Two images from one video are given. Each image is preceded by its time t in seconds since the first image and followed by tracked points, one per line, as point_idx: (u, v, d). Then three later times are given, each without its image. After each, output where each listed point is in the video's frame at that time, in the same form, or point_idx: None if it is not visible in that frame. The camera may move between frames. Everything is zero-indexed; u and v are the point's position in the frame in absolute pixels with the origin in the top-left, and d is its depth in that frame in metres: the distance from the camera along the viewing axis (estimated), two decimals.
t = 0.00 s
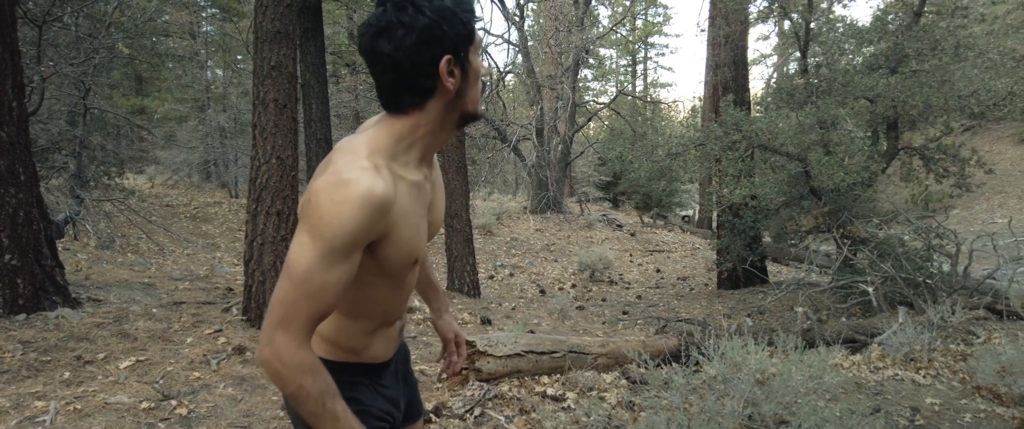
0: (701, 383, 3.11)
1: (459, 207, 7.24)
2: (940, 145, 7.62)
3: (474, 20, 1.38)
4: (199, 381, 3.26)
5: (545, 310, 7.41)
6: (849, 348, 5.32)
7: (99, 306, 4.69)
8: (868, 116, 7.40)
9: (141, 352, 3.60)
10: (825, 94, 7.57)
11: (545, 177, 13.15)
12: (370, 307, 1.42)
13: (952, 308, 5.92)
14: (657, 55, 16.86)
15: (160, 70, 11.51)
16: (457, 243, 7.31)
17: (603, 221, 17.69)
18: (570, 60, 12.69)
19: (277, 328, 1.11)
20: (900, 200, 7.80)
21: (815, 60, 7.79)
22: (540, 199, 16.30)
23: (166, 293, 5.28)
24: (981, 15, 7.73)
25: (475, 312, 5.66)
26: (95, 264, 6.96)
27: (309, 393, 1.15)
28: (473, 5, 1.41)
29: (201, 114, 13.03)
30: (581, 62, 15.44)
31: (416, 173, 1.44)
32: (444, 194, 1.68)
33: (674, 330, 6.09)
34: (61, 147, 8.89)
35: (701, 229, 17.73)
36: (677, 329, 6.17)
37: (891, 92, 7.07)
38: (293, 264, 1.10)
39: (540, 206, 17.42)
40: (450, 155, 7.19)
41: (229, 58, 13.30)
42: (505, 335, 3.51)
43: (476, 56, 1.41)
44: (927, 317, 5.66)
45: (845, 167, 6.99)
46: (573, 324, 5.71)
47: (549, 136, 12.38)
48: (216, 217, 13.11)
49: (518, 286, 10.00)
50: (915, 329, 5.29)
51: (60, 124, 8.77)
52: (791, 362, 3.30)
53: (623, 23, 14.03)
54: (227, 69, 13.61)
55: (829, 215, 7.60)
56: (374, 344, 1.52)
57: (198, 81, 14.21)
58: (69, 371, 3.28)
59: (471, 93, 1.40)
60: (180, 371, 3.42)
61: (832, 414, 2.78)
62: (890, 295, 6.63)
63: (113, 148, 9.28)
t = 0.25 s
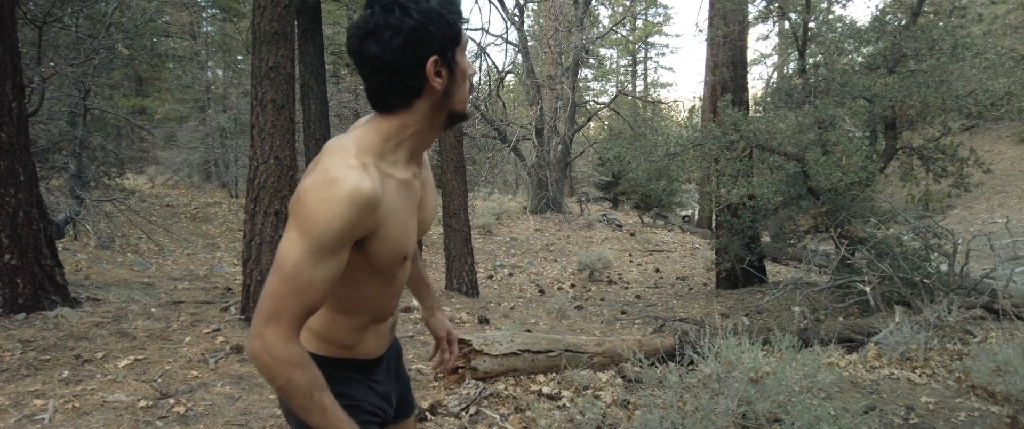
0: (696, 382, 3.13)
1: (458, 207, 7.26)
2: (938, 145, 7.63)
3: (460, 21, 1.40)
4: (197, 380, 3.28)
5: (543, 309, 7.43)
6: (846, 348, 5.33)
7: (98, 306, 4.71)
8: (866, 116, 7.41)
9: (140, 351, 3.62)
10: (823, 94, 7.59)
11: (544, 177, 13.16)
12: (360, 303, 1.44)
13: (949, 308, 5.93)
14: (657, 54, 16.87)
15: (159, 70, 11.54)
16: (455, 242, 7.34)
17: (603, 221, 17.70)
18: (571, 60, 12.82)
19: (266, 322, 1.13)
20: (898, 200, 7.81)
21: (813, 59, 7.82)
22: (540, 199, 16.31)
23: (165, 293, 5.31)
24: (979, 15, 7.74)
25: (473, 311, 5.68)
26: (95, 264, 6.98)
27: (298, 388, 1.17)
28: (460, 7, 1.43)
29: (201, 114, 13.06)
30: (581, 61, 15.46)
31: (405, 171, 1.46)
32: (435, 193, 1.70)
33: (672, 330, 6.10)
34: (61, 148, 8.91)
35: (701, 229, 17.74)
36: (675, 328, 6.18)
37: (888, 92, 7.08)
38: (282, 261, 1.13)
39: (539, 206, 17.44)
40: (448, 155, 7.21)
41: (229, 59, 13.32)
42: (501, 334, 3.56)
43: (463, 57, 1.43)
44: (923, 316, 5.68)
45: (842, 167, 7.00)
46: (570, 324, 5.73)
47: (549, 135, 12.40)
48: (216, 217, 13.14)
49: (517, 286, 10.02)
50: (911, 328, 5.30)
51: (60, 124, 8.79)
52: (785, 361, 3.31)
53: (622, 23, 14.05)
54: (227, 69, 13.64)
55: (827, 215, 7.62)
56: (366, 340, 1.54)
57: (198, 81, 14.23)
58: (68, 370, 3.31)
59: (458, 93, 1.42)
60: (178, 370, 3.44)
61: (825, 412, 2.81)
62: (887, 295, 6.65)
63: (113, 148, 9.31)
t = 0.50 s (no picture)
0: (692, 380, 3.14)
1: (457, 207, 7.28)
2: (938, 145, 7.62)
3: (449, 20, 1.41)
4: (196, 378, 3.30)
5: (542, 308, 7.45)
6: (844, 347, 5.34)
7: (98, 305, 4.73)
8: (865, 116, 7.40)
9: (139, 349, 3.64)
10: (822, 93, 7.60)
11: (544, 176, 13.17)
12: (352, 298, 1.45)
13: (947, 307, 5.94)
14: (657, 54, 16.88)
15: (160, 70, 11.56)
16: (454, 241, 7.36)
17: (604, 221, 17.71)
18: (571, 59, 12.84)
19: (258, 316, 1.14)
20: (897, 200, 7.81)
21: (812, 59, 7.82)
22: (540, 198, 16.32)
23: (164, 292, 5.33)
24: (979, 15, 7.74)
25: (472, 310, 5.70)
26: (95, 263, 7.00)
27: (290, 380, 1.18)
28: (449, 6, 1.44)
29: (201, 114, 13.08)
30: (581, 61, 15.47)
31: (396, 168, 1.47)
32: (427, 191, 1.72)
33: (671, 328, 6.12)
34: (62, 147, 8.94)
35: (701, 229, 17.74)
36: (674, 327, 6.19)
37: (887, 91, 7.08)
38: (273, 255, 1.14)
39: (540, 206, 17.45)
40: (448, 154, 7.22)
41: (230, 58, 13.34)
42: (499, 333, 3.60)
43: (452, 56, 1.45)
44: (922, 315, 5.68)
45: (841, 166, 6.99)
46: (568, 323, 5.74)
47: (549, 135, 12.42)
48: (216, 217, 13.16)
49: (516, 285, 10.04)
50: (910, 327, 5.30)
51: (61, 124, 8.81)
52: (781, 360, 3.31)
53: (623, 23, 14.06)
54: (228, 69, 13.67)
55: (826, 215, 7.63)
56: (358, 335, 1.55)
57: (199, 81, 14.25)
58: (68, 368, 3.33)
59: (448, 90, 1.44)
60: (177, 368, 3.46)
61: (821, 411, 2.81)
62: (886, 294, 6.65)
63: (114, 148, 9.33)
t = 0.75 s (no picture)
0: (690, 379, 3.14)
1: (457, 206, 7.29)
2: (939, 145, 7.61)
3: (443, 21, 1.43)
4: (196, 377, 3.32)
5: (543, 308, 7.46)
6: (844, 346, 5.34)
7: (100, 304, 4.76)
8: (866, 115, 7.40)
9: (140, 348, 3.66)
10: (822, 93, 7.60)
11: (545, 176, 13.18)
12: (348, 296, 1.47)
13: (947, 307, 5.94)
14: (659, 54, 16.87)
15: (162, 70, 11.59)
16: (455, 241, 7.37)
17: (605, 220, 17.70)
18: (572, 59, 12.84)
19: (254, 312, 1.16)
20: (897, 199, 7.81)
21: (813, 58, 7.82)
22: (541, 198, 16.33)
23: (166, 292, 5.35)
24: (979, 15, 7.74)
25: (471, 310, 5.71)
26: (97, 263, 7.02)
27: (287, 375, 1.20)
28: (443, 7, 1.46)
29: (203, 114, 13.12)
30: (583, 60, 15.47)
31: (391, 167, 1.49)
32: (422, 189, 1.73)
33: (671, 327, 6.12)
34: (64, 147, 8.96)
35: (702, 229, 17.72)
36: (674, 326, 6.20)
37: (888, 91, 7.08)
38: (269, 253, 1.16)
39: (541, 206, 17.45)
40: (448, 154, 7.23)
41: (231, 59, 13.38)
42: (498, 332, 3.63)
43: (445, 56, 1.46)
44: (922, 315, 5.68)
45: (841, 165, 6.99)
46: (568, 322, 5.75)
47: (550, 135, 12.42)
48: (218, 217, 13.19)
49: (517, 285, 10.05)
50: (909, 327, 5.30)
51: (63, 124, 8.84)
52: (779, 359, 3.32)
53: (624, 22, 14.06)
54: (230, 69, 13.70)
55: (826, 214, 7.63)
56: (355, 332, 1.57)
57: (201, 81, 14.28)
58: (70, 366, 3.35)
59: (442, 90, 1.45)
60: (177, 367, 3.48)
61: (818, 410, 2.81)
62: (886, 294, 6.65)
63: (116, 148, 9.36)
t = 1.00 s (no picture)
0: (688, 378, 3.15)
1: (458, 206, 7.30)
2: (941, 144, 7.59)
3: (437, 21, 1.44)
4: (197, 375, 3.34)
5: (543, 307, 7.48)
6: (845, 346, 5.34)
7: (102, 303, 4.79)
8: (867, 115, 7.38)
9: (142, 347, 3.69)
10: (823, 92, 7.59)
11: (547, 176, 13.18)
12: (343, 293, 1.49)
13: (948, 306, 5.93)
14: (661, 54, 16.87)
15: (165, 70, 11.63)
16: (456, 240, 7.39)
17: (607, 220, 17.69)
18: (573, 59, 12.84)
19: (250, 308, 1.18)
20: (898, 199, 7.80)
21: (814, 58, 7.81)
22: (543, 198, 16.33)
23: (168, 291, 5.38)
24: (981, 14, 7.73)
25: (472, 309, 5.72)
26: (99, 262, 7.06)
27: (283, 370, 1.21)
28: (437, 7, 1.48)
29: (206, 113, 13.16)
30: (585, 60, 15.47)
31: (387, 167, 1.50)
32: (417, 188, 1.74)
33: (671, 327, 6.13)
34: (67, 147, 9.00)
35: (704, 229, 17.70)
36: (675, 325, 6.20)
37: (889, 90, 7.07)
38: (264, 250, 1.18)
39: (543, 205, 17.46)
40: (449, 153, 7.24)
41: (234, 59, 13.41)
42: (498, 331, 3.65)
43: (439, 57, 1.48)
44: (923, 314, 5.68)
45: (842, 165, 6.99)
46: (568, 321, 5.76)
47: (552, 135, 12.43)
48: (220, 217, 13.22)
49: (518, 284, 10.06)
50: (910, 327, 5.30)
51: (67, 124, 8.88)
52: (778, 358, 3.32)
53: (626, 22, 14.07)
54: (233, 69, 13.74)
55: (827, 214, 7.63)
56: (350, 329, 1.58)
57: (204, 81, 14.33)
58: (72, 365, 3.37)
59: (436, 90, 1.47)
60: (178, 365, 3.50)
61: (815, 409, 2.82)
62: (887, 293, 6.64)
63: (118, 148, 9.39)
